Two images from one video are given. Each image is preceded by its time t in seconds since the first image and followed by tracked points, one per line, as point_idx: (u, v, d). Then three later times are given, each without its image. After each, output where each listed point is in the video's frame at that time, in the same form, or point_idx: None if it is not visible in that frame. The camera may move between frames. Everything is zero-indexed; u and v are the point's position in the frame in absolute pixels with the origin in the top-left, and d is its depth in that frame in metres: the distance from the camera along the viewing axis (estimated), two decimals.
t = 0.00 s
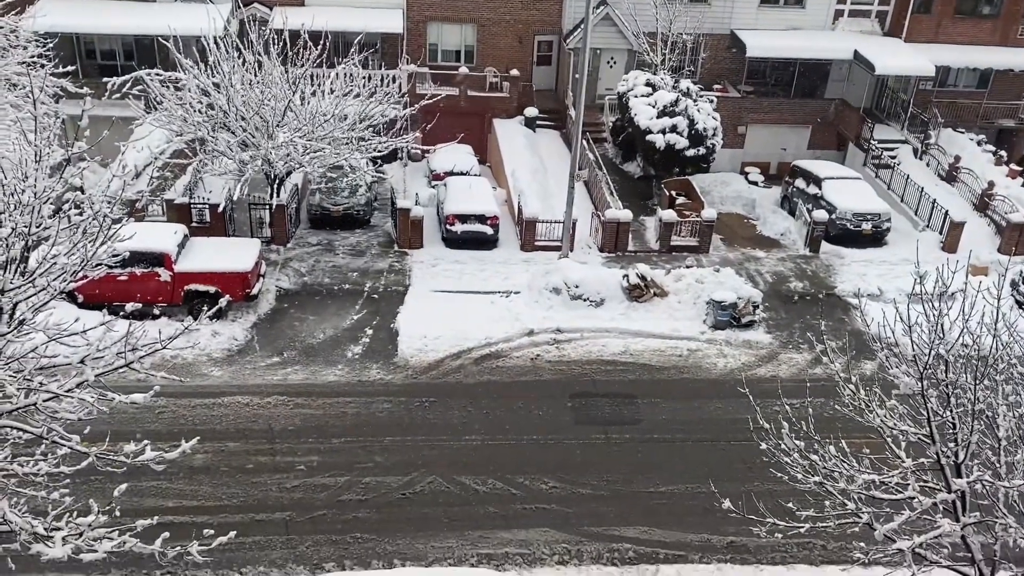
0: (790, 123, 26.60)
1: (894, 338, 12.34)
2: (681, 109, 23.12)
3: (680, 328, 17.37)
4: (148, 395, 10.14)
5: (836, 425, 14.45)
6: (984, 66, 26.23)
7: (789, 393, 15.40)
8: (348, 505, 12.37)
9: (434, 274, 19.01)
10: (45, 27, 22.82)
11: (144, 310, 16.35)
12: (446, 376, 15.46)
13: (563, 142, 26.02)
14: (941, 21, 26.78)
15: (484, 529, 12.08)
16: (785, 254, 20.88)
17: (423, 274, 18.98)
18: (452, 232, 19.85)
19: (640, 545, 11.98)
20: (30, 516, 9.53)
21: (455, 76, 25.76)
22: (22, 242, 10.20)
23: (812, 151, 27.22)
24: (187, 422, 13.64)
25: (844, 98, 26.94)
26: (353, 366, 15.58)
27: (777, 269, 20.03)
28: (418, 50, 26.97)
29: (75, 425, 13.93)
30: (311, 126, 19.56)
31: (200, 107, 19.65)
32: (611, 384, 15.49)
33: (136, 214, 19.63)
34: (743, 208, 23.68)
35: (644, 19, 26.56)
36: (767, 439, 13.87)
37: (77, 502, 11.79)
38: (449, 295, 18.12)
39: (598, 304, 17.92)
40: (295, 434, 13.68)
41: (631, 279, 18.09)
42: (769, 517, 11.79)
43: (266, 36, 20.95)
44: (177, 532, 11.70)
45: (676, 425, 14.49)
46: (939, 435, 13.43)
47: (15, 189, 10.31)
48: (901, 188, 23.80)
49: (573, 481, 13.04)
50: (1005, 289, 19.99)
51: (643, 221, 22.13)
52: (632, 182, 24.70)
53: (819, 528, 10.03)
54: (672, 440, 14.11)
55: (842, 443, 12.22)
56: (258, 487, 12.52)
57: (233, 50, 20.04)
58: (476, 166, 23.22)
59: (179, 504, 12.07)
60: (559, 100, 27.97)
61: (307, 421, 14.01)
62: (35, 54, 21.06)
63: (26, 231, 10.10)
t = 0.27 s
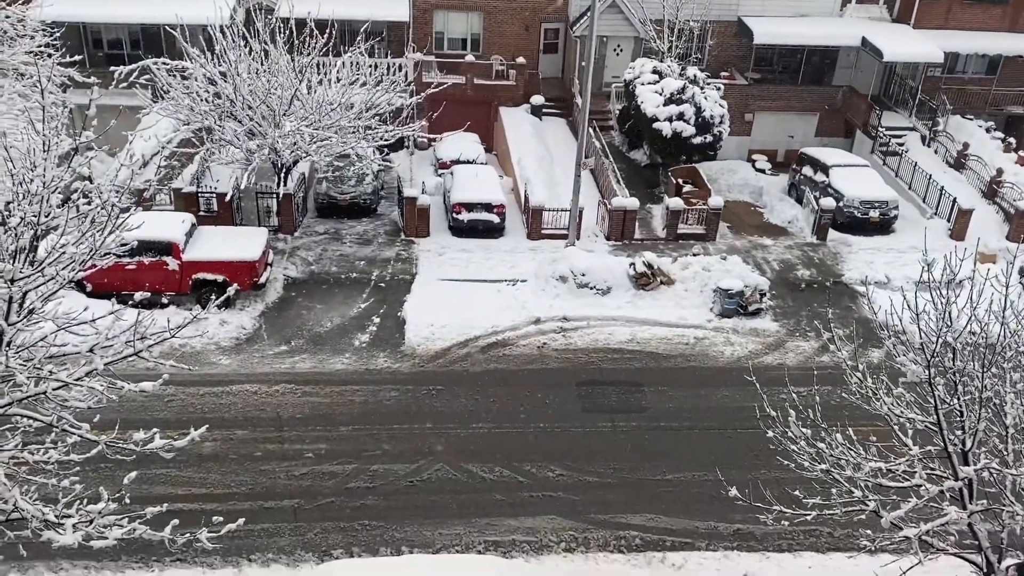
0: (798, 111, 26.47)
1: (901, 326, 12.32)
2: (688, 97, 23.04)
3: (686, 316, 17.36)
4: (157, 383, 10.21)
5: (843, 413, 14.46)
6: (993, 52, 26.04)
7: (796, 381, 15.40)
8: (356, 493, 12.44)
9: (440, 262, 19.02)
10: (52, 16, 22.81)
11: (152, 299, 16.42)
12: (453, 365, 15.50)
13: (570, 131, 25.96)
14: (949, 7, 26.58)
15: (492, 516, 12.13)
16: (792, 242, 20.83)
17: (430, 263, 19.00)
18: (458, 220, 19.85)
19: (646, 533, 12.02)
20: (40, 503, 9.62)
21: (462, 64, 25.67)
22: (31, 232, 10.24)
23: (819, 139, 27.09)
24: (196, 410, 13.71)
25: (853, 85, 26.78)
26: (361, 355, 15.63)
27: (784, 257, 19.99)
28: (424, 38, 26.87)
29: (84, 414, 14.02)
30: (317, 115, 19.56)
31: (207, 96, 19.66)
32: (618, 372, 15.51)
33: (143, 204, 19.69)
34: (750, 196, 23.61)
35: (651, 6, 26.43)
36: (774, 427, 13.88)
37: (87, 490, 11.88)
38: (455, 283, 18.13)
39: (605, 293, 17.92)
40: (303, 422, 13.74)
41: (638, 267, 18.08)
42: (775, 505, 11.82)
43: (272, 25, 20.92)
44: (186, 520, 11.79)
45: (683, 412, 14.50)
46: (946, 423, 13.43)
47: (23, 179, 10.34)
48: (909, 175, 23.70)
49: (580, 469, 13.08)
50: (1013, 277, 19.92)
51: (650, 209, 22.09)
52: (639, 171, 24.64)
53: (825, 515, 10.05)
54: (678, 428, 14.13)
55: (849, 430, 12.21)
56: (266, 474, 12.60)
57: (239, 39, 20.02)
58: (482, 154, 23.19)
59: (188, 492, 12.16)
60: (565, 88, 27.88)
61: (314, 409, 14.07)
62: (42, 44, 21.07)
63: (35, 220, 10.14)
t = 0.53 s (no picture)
0: (808, 103, 26.35)
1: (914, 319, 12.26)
2: (697, 89, 22.96)
3: (696, 310, 17.33)
4: (169, 377, 10.29)
5: (854, 406, 14.42)
6: (1006, 43, 25.85)
7: (807, 375, 15.35)
8: (366, 486, 12.48)
9: (450, 256, 19.03)
10: (63, 11, 22.89)
11: (163, 293, 16.48)
12: (462, 358, 15.52)
13: (579, 124, 25.91)
14: None
15: (502, 510, 12.16)
16: (802, 235, 20.75)
17: (439, 256, 19.01)
18: (468, 214, 19.85)
19: (656, 527, 12.02)
20: (53, 496, 9.69)
21: (471, 58, 25.64)
22: (43, 226, 10.28)
23: (830, 131, 26.96)
24: (207, 404, 13.77)
25: (864, 77, 26.64)
26: (370, 348, 15.66)
27: (795, 251, 19.91)
28: (434, 32, 26.82)
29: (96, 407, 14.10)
30: (326, 109, 19.57)
31: (217, 90, 19.70)
32: (628, 365, 15.50)
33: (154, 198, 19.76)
34: (760, 189, 23.53)
35: None
36: (784, 421, 13.86)
37: (99, 483, 11.95)
38: (465, 277, 18.13)
39: (615, 286, 17.89)
40: (314, 416, 13.79)
41: (648, 260, 18.04)
42: (786, 498, 11.81)
43: (282, 19, 20.93)
44: (198, 513, 11.85)
45: (693, 406, 14.49)
46: (958, 417, 13.38)
47: (35, 173, 10.37)
48: (920, 168, 23.58)
49: (590, 462, 13.09)
50: None
51: (660, 203, 22.04)
52: (648, 164, 24.58)
53: (835, 508, 10.03)
54: (688, 421, 14.11)
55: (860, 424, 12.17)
56: (277, 468, 12.65)
57: (249, 33, 20.03)
58: (491, 148, 23.17)
59: (200, 485, 12.22)
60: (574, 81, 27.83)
61: (324, 403, 14.11)
62: (53, 38, 21.14)
63: (47, 214, 10.19)
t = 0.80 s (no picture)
0: (821, 100, 26.22)
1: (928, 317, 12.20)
2: (710, 87, 22.90)
3: (709, 307, 17.28)
4: (183, 374, 10.37)
5: (867, 405, 14.36)
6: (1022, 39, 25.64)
7: (820, 373, 15.29)
8: (379, 483, 12.52)
9: (462, 254, 19.05)
10: (77, 11, 23.02)
11: (178, 291, 16.57)
12: (475, 356, 15.53)
13: (591, 122, 25.87)
14: None
15: (515, 507, 12.17)
16: (815, 232, 20.66)
17: (452, 254, 19.03)
18: (480, 212, 19.86)
19: (669, 525, 12.01)
20: (70, 492, 9.77)
21: (483, 56, 25.64)
22: (59, 225, 10.34)
23: (844, 128, 26.80)
24: (221, 401, 13.84)
25: (878, 74, 26.46)
26: (383, 346, 15.70)
27: (808, 248, 19.83)
28: (446, 30, 26.86)
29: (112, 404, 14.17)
30: (339, 107, 19.61)
31: (230, 89, 19.77)
32: (640, 363, 15.48)
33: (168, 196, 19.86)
34: (773, 186, 23.44)
35: None
36: (798, 418, 13.81)
37: (114, 479, 12.02)
38: (477, 275, 18.15)
39: (627, 284, 17.87)
40: (326, 413, 13.83)
41: (660, 258, 18.02)
42: (799, 496, 11.78)
43: (295, 18, 20.98)
44: (212, 508, 11.92)
45: (706, 404, 14.46)
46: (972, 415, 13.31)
47: (50, 172, 10.43)
48: (935, 165, 23.44)
49: (602, 460, 13.07)
50: None
51: (672, 200, 21.99)
52: (661, 162, 24.53)
53: (849, 507, 9.99)
54: (701, 419, 14.08)
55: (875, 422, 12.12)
56: (291, 465, 12.70)
57: (262, 32, 20.09)
58: (504, 146, 23.16)
59: (214, 481, 12.28)
60: (586, 79, 27.80)
61: (337, 400, 14.16)
62: (67, 38, 21.24)
63: (62, 212, 10.26)
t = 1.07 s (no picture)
0: (838, 98, 26.06)
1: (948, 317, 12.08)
2: (726, 85, 22.81)
3: (724, 307, 17.20)
4: (199, 374, 10.43)
5: (885, 405, 14.27)
6: None
7: (837, 373, 15.20)
8: (394, 482, 12.53)
9: (477, 254, 19.04)
10: (95, 12, 23.17)
11: (194, 291, 16.66)
12: (489, 355, 15.53)
13: (605, 121, 25.82)
14: None
15: (529, 507, 12.15)
16: (832, 231, 20.54)
17: (466, 254, 19.04)
18: (494, 212, 19.86)
19: (685, 525, 11.96)
20: (88, 491, 9.83)
21: (498, 55, 25.63)
22: (77, 225, 10.40)
23: (861, 127, 26.62)
24: (237, 400, 13.90)
25: (896, 73, 26.27)
26: (398, 345, 15.72)
27: (825, 247, 19.71)
28: (460, 30, 26.81)
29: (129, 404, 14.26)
30: (354, 108, 19.64)
31: (246, 89, 19.86)
32: (655, 363, 15.44)
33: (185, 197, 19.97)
34: (789, 185, 23.32)
35: None
36: (815, 419, 13.73)
37: (131, 478, 12.09)
38: (492, 275, 18.15)
39: (642, 284, 17.82)
40: (342, 412, 13.86)
41: (675, 258, 17.95)
42: (816, 497, 11.71)
43: (310, 18, 21.04)
44: (228, 507, 11.96)
45: (722, 404, 14.39)
46: (992, 416, 13.19)
47: (68, 172, 10.49)
48: (953, 164, 23.26)
49: (617, 461, 13.04)
50: None
51: (687, 200, 21.91)
52: (676, 161, 24.44)
53: (867, 509, 9.91)
54: (717, 420, 14.02)
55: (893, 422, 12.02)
56: (306, 464, 12.74)
57: (277, 32, 20.16)
58: (518, 145, 23.15)
59: (230, 481, 12.33)
60: (601, 78, 27.75)
61: (352, 399, 14.19)
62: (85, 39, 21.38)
63: (80, 213, 10.32)
